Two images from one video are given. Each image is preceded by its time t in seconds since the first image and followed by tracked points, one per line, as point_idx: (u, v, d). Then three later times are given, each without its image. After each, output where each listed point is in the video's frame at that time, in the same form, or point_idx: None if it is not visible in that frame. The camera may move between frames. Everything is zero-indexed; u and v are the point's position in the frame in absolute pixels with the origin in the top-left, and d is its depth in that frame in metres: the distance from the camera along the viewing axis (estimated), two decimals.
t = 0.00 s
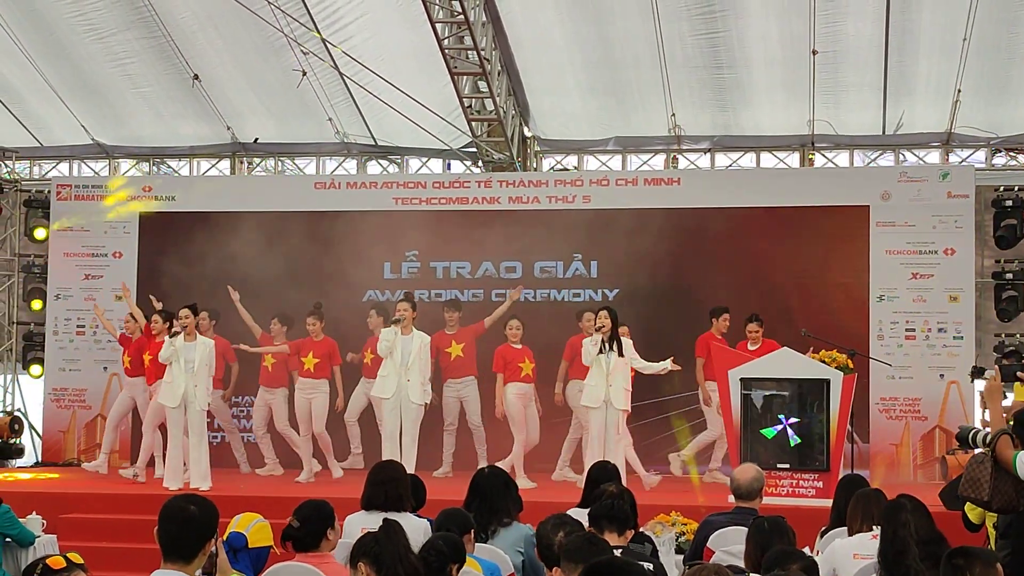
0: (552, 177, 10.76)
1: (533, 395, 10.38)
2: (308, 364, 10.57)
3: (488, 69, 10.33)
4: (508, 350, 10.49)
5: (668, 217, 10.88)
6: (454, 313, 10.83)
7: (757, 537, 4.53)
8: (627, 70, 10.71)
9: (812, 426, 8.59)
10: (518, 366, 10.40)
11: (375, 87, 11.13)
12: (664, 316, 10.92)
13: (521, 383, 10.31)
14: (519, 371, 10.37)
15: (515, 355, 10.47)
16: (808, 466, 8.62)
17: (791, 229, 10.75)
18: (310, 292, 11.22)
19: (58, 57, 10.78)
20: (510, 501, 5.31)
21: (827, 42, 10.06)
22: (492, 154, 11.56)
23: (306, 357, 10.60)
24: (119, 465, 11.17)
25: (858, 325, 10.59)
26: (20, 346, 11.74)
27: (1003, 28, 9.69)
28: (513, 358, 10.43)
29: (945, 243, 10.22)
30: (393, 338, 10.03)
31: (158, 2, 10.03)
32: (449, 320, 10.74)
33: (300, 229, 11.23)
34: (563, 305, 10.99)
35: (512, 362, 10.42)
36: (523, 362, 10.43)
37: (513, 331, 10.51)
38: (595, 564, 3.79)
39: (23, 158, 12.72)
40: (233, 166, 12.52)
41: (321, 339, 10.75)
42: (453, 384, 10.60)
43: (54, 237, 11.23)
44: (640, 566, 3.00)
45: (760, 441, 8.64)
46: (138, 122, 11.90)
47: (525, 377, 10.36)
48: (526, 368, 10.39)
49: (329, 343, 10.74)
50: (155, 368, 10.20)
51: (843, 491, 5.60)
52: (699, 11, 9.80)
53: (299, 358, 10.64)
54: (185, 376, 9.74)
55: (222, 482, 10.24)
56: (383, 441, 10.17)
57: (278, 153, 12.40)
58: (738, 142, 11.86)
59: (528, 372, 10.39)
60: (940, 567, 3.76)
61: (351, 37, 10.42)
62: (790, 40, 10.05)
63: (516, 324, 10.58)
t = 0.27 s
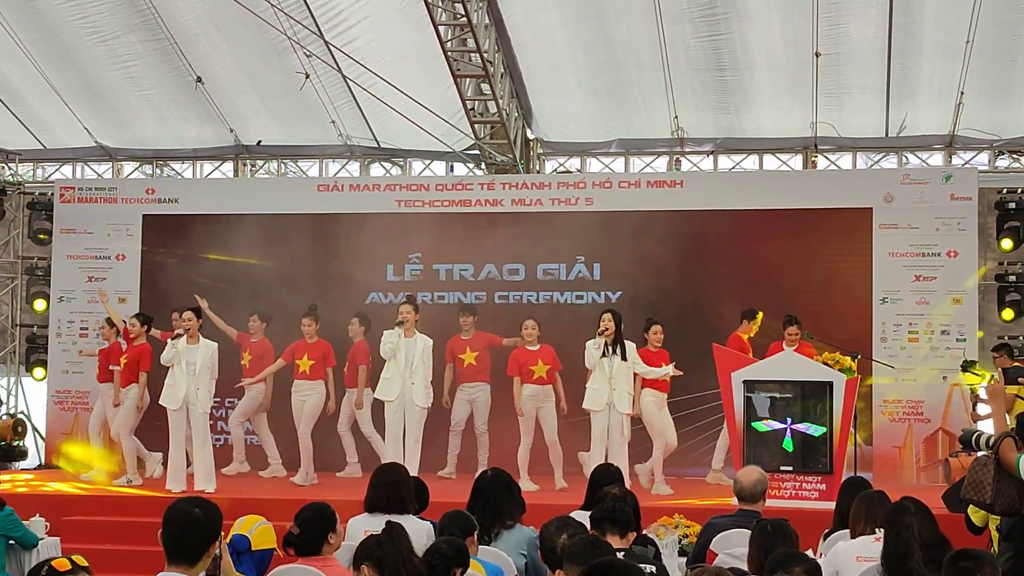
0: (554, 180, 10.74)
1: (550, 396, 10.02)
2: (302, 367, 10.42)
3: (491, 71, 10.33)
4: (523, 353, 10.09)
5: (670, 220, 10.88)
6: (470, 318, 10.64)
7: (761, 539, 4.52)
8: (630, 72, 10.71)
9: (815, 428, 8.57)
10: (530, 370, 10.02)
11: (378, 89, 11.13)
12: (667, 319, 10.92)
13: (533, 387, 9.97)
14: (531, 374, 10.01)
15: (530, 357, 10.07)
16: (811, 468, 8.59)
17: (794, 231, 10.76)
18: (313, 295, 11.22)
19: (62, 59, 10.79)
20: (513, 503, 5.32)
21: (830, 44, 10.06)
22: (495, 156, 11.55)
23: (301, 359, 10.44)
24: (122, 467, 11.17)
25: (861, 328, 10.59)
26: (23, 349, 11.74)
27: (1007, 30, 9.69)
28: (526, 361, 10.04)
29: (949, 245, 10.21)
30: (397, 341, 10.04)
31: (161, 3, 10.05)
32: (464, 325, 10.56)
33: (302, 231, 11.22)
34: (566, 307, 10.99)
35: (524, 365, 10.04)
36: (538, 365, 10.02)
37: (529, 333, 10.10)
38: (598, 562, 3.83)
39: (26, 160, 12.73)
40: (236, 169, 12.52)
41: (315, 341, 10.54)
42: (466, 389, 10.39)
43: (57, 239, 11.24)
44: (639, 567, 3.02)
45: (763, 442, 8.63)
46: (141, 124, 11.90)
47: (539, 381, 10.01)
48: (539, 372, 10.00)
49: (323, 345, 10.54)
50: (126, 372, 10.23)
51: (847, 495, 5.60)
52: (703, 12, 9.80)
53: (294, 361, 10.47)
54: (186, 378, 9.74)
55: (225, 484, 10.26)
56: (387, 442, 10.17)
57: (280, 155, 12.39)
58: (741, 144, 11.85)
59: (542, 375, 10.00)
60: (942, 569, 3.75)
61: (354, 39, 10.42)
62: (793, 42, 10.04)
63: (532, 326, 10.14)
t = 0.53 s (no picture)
0: (557, 182, 10.71)
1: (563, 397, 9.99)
2: (295, 369, 10.25)
3: (493, 73, 10.34)
4: (533, 355, 10.14)
5: (673, 222, 10.89)
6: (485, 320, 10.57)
7: (764, 541, 4.52)
8: (633, 74, 10.72)
9: (817, 430, 8.57)
10: (537, 372, 10.06)
11: (380, 91, 11.14)
12: (670, 321, 10.93)
13: (540, 389, 9.97)
14: (538, 377, 10.03)
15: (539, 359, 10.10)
16: (813, 470, 8.59)
17: (796, 233, 10.77)
18: (315, 297, 11.23)
19: (64, 62, 10.81)
20: (516, 505, 5.33)
21: (832, 46, 10.07)
22: (498, 159, 11.55)
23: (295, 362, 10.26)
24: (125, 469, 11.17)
25: (863, 330, 10.60)
26: (26, 351, 11.75)
27: (1009, 32, 9.69)
28: (534, 364, 10.08)
29: (951, 247, 10.20)
30: (399, 343, 10.04)
31: (164, 6, 10.06)
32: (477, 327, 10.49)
33: (305, 233, 11.23)
34: (568, 309, 11.00)
35: (533, 368, 10.08)
36: (545, 368, 10.02)
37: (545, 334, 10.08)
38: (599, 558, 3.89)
39: (29, 162, 12.75)
40: (239, 170, 12.53)
41: (310, 342, 10.37)
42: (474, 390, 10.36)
43: (60, 241, 11.23)
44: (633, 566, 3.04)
45: (765, 444, 8.64)
46: (144, 127, 11.92)
47: (545, 383, 10.00)
48: (544, 375, 9.99)
49: (318, 346, 10.32)
50: (106, 372, 10.00)
51: (850, 496, 5.59)
52: (705, 15, 9.81)
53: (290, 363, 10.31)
54: (185, 378, 9.74)
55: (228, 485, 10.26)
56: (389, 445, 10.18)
57: (283, 157, 12.40)
58: (744, 146, 11.87)
59: (547, 378, 9.99)
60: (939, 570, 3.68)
61: (357, 42, 10.43)
62: (795, 44, 10.05)
63: (547, 327, 10.09)
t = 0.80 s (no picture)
0: (560, 183, 10.69)
1: (561, 399, 9.99)
2: (292, 368, 10.11)
3: (495, 74, 10.34)
4: (535, 356, 10.14)
5: (675, 223, 10.89)
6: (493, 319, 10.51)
7: (766, 543, 4.52)
8: (635, 75, 10.72)
9: (819, 431, 8.58)
10: (537, 373, 10.04)
11: (382, 92, 11.14)
12: (672, 322, 10.93)
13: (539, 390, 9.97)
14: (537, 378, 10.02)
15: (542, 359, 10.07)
16: (815, 471, 8.59)
17: (799, 235, 10.78)
18: (317, 298, 11.23)
19: (66, 63, 10.81)
20: (518, 506, 5.33)
21: (835, 47, 10.06)
22: (500, 160, 11.55)
23: (292, 362, 10.13)
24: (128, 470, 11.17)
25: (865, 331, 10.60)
26: (29, 351, 11.76)
27: (1011, 33, 9.69)
28: (534, 365, 10.08)
29: (953, 248, 10.21)
30: (401, 343, 10.05)
31: (165, 7, 10.06)
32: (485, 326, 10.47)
33: (307, 234, 11.23)
34: (570, 310, 11.00)
35: (533, 368, 10.08)
36: (545, 369, 10.01)
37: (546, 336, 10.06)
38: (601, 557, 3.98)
39: (31, 163, 12.75)
40: (241, 171, 12.53)
41: (306, 343, 10.27)
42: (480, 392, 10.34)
43: (62, 242, 11.22)
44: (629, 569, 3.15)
45: (768, 445, 8.64)
46: (146, 127, 11.92)
47: (545, 385, 9.99)
48: (544, 376, 9.98)
49: (315, 347, 10.24)
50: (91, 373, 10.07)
51: (853, 497, 5.59)
52: (707, 16, 9.80)
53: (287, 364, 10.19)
54: (184, 378, 9.74)
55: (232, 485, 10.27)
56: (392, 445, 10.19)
57: (285, 158, 12.41)
58: (746, 147, 11.87)
59: (547, 380, 9.97)
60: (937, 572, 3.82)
61: (359, 43, 10.43)
62: (797, 45, 10.05)
63: (551, 328, 10.08)
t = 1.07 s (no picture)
0: (561, 183, 10.69)
1: (559, 398, 9.98)
2: (292, 368, 10.11)
3: (497, 75, 10.34)
4: (534, 355, 10.13)
5: (678, 223, 10.89)
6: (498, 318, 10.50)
7: (767, 543, 4.53)
8: (637, 76, 10.73)
9: (821, 432, 8.58)
10: (536, 372, 10.03)
11: (384, 93, 11.14)
12: (674, 322, 10.94)
13: (538, 390, 9.97)
14: (536, 377, 10.01)
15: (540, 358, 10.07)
16: (817, 471, 8.59)
17: (801, 235, 10.79)
18: (320, 298, 11.24)
19: (68, 63, 10.81)
20: (519, 507, 5.34)
21: (836, 47, 10.06)
22: (502, 160, 11.56)
23: (292, 362, 10.13)
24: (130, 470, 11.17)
25: (867, 331, 10.60)
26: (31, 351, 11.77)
27: (1013, 34, 9.68)
28: (533, 363, 10.07)
29: (954, 248, 10.21)
30: (402, 344, 10.09)
31: (168, 7, 10.06)
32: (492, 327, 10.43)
33: (309, 234, 11.24)
34: (572, 311, 11.00)
35: (532, 367, 10.07)
36: (544, 368, 10.00)
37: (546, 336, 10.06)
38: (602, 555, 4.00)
39: (34, 163, 12.76)
40: (243, 171, 12.54)
41: (305, 343, 10.27)
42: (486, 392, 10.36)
43: (64, 242, 11.21)
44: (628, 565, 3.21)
45: (770, 445, 8.65)
46: (148, 128, 11.92)
47: (544, 384, 9.98)
48: (543, 375, 9.97)
49: (314, 347, 10.23)
50: (85, 375, 10.07)
51: (854, 497, 5.59)
52: (709, 16, 9.80)
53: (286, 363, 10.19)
54: (187, 379, 9.74)
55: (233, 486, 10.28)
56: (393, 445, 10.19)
57: (287, 158, 12.42)
58: (748, 147, 11.87)
59: (546, 379, 9.96)
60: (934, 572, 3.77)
61: (360, 43, 10.44)
62: (799, 45, 10.05)
63: (550, 328, 10.09)
